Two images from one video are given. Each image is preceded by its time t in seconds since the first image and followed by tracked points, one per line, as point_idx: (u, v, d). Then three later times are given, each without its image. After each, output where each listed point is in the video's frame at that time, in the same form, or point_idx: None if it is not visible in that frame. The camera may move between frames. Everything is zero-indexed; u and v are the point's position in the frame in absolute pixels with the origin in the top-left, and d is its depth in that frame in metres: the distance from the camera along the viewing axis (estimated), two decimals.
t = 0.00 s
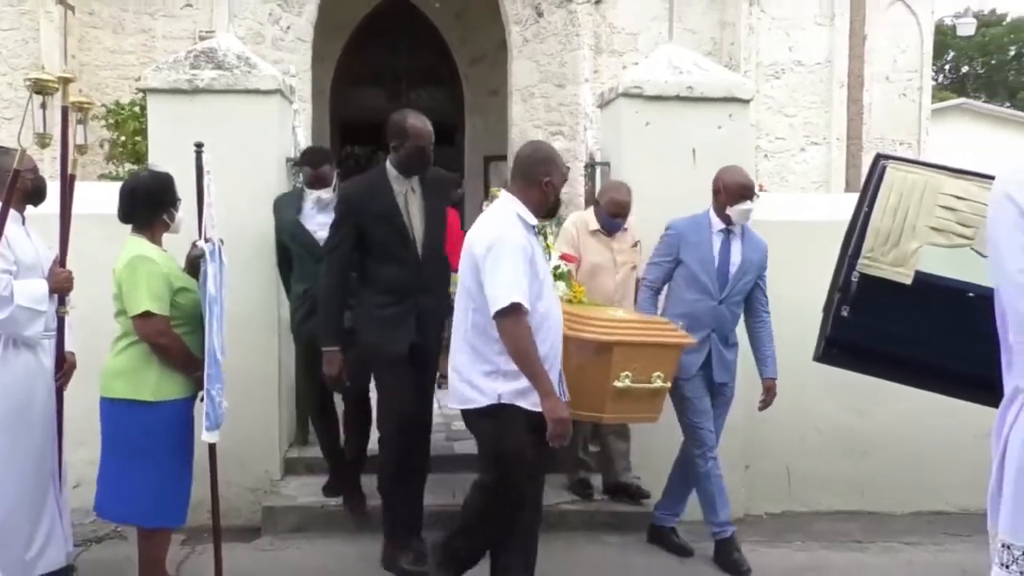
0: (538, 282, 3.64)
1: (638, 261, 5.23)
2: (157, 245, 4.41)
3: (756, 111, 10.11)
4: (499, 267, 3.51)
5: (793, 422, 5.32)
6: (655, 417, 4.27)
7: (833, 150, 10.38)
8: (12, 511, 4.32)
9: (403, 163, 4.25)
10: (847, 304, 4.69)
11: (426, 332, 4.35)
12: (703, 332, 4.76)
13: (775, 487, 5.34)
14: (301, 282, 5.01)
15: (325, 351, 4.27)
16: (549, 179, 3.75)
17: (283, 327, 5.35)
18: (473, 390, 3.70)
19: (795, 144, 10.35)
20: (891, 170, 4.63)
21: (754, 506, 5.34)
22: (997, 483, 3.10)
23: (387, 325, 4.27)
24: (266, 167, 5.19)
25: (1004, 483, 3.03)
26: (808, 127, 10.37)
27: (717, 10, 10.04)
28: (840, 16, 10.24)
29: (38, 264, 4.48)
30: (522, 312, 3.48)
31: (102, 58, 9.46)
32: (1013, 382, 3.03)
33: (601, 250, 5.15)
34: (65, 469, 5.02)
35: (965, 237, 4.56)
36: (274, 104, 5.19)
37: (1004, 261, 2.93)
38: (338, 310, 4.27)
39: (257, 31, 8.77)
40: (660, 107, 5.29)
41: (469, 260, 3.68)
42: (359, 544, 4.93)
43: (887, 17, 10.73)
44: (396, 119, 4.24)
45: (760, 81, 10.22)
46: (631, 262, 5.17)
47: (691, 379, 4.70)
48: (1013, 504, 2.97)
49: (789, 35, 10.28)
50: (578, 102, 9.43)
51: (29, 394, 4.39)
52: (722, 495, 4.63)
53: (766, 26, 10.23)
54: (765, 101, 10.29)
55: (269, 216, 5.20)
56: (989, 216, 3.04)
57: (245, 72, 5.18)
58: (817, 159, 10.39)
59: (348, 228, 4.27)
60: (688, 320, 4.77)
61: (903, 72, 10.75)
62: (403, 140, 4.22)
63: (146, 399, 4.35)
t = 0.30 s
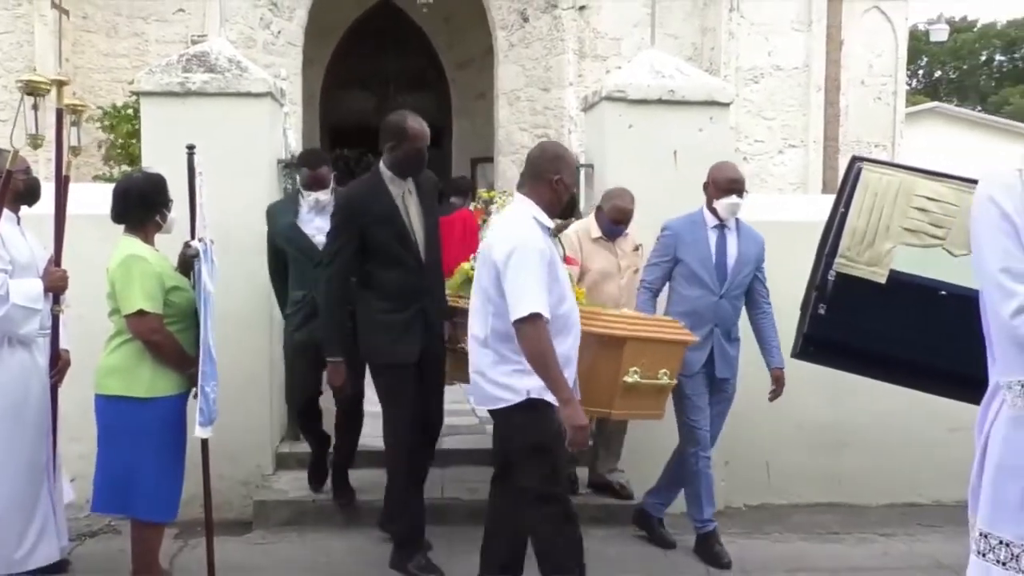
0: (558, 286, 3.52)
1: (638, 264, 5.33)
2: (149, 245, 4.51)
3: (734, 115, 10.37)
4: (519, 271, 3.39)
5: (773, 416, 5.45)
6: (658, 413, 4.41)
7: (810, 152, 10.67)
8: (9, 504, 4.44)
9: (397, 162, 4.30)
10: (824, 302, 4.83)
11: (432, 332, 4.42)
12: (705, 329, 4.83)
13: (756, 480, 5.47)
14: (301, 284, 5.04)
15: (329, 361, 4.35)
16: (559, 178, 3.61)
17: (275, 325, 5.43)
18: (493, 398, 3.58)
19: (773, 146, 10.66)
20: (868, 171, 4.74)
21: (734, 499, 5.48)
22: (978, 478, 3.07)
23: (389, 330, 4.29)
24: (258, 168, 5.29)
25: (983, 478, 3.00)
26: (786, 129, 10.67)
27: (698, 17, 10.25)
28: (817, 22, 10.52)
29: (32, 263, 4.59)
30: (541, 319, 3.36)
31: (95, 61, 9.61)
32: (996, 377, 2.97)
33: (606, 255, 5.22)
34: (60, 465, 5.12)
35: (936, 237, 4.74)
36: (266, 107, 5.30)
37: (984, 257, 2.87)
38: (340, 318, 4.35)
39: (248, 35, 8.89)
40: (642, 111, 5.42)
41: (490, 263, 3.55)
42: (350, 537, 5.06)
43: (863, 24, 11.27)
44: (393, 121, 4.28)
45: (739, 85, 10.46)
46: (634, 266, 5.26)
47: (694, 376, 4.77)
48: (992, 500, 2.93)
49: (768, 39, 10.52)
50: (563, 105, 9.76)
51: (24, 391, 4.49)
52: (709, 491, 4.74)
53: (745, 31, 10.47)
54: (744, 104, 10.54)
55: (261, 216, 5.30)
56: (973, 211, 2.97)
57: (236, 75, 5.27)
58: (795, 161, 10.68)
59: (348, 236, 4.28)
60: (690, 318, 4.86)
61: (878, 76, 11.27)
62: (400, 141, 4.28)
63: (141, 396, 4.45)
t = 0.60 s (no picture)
0: (592, 298, 3.49)
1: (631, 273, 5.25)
2: (137, 246, 4.56)
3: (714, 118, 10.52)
4: (555, 291, 3.33)
5: (752, 413, 5.54)
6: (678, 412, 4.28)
7: (789, 154, 10.82)
8: None
9: (397, 160, 4.28)
10: (802, 301, 4.95)
11: (432, 333, 4.38)
12: (704, 326, 4.86)
13: (737, 477, 5.57)
14: (286, 293, 4.94)
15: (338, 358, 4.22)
16: (594, 184, 3.60)
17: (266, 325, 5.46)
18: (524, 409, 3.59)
19: (753, 149, 10.81)
20: (844, 171, 4.83)
21: (714, 494, 5.58)
22: (959, 471, 3.15)
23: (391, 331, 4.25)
24: (246, 169, 5.36)
25: (965, 471, 3.08)
26: (766, 132, 10.84)
27: (680, 20, 10.34)
28: (795, 27, 10.64)
29: (21, 263, 4.62)
30: (576, 341, 3.32)
31: (84, 63, 9.65)
32: (981, 373, 3.05)
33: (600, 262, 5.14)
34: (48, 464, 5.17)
35: (911, 238, 4.85)
36: (254, 109, 5.37)
37: (973, 253, 2.93)
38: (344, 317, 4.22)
39: (236, 38, 8.94)
40: (624, 113, 5.51)
41: (524, 276, 3.47)
42: (337, 532, 5.15)
43: (839, 31, 11.72)
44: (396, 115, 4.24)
45: (719, 89, 10.62)
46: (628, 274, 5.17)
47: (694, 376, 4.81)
48: (973, 492, 3.01)
49: (747, 44, 10.68)
50: (546, 107, 9.82)
51: (12, 390, 4.54)
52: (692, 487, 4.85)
53: (725, 36, 10.62)
54: (724, 107, 10.69)
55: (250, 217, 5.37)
56: (964, 209, 3.02)
57: (224, 78, 5.34)
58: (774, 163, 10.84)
59: (348, 234, 4.22)
60: (689, 315, 4.87)
61: (854, 81, 11.72)
62: (404, 135, 4.25)
63: (130, 395, 4.51)
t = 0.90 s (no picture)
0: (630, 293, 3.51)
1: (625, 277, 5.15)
2: (128, 246, 4.62)
3: (699, 121, 10.64)
4: (595, 283, 3.37)
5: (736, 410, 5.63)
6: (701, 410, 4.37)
7: (772, 156, 10.95)
8: None
9: (429, 165, 4.30)
10: (786, 299, 5.04)
11: (448, 345, 4.36)
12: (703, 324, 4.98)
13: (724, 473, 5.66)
14: (287, 302, 4.90)
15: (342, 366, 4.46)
16: (623, 176, 3.66)
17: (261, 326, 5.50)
18: (565, 416, 3.58)
19: (737, 150, 10.94)
20: (826, 173, 4.92)
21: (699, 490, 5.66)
22: (943, 464, 3.22)
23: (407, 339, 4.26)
24: (234, 170, 5.42)
25: (949, 466, 3.14)
26: (749, 134, 10.96)
27: (665, 24, 10.45)
28: (778, 30, 10.78)
29: (14, 264, 4.64)
30: (621, 330, 3.35)
31: (76, 65, 9.69)
32: (965, 369, 3.12)
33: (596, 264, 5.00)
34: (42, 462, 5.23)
35: (893, 238, 4.93)
36: (245, 111, 5.43)
37: (959, 253, 2.96)
38: (364, 321, 4.27)
39: (227, 41, 8.99)
40: (610, 115, 5.60)
41: (562, 273, 3.50)
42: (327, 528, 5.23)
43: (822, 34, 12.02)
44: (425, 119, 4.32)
45: (703, 91, 10.74)
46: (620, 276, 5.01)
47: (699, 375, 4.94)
48: (956, 486, 3.09)
49: (730, 48, 10.79)
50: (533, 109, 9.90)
51: (6, 389, 4.59)
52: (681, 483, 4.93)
53: (710, 39, 10.74)
54: (708, 110, 10.81)
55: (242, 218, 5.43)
56: (953, 207, 3.04)
57: (215, 80, 5.40)
58: (757, 165, 10.98)
59: (373, 237, 4.21)
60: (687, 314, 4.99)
61: (835, 84, 11.90)
62: (437, 141, 4.28)
63: (122, 393, 4.57)
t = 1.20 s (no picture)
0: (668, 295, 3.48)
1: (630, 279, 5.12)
2: (121, 247, 4.66)
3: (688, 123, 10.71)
4: (643, 282, 3.31)
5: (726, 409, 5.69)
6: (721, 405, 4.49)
7: (760, 157, 11.03)
8: None
9: (458, 159, 4.31)
10: (774, 300, 5.11)
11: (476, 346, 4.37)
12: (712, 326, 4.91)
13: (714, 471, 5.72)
14: (291, 308, 4.73)
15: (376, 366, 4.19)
16: (658, 176, 3.63)
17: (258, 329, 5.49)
18: (587, 421, 3.52)
19: (725, 152, 11.02)
20: (814, 174, 4.97)
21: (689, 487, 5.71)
22: (933, 465, 3.19)
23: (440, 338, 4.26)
24: (226, 171, 5.45)
25: (937, 468, 3.11)
26: (737, 135, 11.04)
27: (654, 27, 10.53)
28: (767, 33, 10.85)
29: (8, 264, 4.71)
30: (668, 330, 3.30)
31: (69, 67, 9.72)
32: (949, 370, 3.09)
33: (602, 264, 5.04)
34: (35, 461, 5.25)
35: (879, 237, 4.99)
36: (238, 113, 5.47)
37: (942, 254, 2.91)
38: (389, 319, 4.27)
39: (220, 43, 9.02)
40: (601, 117, 5.65)
41: (602, 272, 3.43)
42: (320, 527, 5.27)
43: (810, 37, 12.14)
44: (453, 115, 4.29)
45: (692, 93, 10.80)
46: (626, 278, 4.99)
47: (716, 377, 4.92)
48: (944, 488, 3.05)
49: (719, 50, 10.86)
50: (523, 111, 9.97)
51: None
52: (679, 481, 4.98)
53: (698, 42, 10.81)
54: (697, 112, 10.88)
55: (235, 219, 5.46)
56: (935, 206, 3.00)
57: (207, 82, 5.44)
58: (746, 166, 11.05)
59: (405, 233, 4.20)
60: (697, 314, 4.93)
61: (822, 86, 12.00)
62: (467, 136, 4.29)
63: (115, 393, 4.60)
